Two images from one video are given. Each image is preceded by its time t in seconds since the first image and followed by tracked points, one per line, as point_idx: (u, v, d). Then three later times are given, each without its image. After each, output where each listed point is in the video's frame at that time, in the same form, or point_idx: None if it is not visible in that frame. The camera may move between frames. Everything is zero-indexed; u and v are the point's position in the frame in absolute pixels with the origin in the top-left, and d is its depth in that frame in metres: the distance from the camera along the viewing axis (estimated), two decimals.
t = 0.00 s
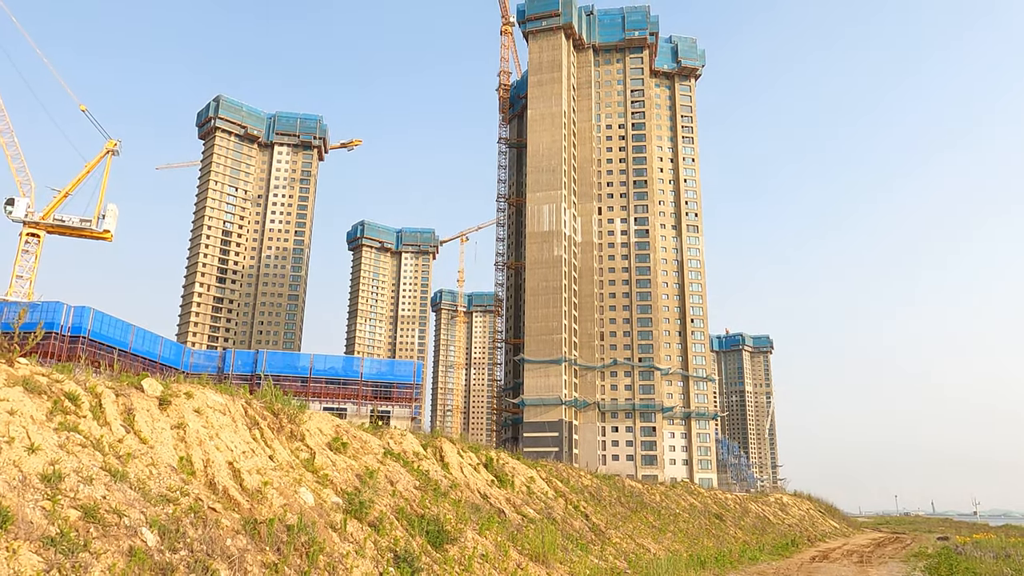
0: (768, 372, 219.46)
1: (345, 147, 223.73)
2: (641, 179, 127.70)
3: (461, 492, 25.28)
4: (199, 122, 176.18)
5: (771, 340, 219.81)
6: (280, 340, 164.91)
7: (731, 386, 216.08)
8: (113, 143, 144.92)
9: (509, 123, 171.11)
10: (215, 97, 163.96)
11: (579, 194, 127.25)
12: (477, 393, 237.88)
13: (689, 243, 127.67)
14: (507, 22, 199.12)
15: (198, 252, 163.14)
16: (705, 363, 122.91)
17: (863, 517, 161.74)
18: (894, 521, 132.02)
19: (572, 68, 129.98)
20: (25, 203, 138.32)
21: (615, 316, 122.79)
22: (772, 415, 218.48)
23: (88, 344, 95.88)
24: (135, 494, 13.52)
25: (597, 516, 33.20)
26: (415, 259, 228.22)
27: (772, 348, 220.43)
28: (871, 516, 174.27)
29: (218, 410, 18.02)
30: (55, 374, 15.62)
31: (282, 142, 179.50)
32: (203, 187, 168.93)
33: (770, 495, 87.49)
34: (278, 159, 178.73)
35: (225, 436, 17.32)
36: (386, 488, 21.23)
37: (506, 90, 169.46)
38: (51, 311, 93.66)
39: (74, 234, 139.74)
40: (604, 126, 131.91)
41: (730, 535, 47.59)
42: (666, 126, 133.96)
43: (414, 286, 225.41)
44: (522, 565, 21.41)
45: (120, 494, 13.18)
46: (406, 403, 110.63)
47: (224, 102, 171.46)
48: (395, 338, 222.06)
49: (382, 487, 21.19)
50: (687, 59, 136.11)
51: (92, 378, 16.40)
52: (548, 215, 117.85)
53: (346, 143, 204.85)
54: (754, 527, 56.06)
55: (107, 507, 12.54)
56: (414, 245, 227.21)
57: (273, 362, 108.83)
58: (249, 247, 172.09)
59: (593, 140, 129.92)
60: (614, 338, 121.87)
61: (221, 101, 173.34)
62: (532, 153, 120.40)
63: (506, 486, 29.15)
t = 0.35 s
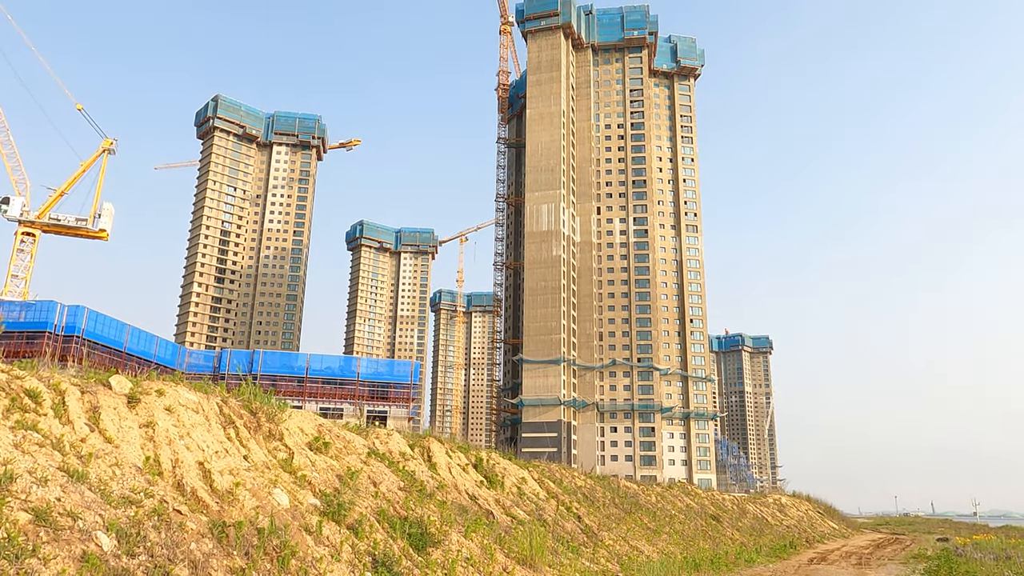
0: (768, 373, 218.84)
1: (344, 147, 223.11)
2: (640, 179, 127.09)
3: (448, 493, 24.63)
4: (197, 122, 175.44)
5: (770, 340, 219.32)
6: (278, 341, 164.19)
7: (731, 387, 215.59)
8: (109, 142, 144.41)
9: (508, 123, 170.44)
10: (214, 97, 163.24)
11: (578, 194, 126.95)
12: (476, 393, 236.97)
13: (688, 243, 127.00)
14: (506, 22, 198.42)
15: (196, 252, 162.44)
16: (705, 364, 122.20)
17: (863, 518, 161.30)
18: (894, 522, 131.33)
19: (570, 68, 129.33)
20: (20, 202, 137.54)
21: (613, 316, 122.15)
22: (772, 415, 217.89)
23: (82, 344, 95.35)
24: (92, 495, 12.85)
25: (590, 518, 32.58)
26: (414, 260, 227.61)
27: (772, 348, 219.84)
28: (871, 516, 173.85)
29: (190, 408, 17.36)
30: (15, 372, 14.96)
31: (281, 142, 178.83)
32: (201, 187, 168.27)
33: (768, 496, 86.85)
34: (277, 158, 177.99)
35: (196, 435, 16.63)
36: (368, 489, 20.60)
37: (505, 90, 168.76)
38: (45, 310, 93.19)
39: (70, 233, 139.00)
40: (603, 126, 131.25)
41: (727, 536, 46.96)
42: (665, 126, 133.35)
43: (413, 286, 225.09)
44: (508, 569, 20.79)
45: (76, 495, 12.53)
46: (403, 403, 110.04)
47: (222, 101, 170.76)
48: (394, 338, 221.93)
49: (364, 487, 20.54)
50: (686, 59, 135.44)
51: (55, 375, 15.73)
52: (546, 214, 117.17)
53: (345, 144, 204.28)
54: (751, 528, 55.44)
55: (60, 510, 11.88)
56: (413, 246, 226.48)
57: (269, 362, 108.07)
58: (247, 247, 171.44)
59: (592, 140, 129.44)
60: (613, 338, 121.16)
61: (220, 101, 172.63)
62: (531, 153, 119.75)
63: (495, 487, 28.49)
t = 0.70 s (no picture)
0: (770, 372, 218.08)
1: (345, 146, 222.52)
2: (641, 178, 126.42)
3: (436, 494, 23.98)
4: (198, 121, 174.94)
5: (772, 340, 218.54)
6: (279, 340, 163.73)
7: (732, 387, 214.81)
8: (108, 140, 143.99)
9: (509, 122, 169.77)
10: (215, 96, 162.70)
11: (579, 193, 126.42)
12: (477, 393, 236.31)
13: (689, 242, 126.24)
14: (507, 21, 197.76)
15: (197, 251, 161.97)
16: (706, 363, 121.47)
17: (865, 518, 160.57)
18: (896, 523, 130.27)
19: (571, 66, 128.68)
20: (19, 200, 137.09)
21: (615, 316, 121.48)
22: (774, 414, 217.06)
23: (79, 342, 94.71)
24: (48, 495, 12.22)
25: (584, 518, 31.95)
26: (414, 259, 227.17)
27: (774, 348, 218.98)
28: (873, 517, 173.10)
29: (163, 404, 16.73)
30: None
31: (282, 141, 178.33)
32: (202, 186, 167.78)
33: (769, 496, 86.19)
34: (278, 158, 177.53)
35: (168, 432, 15.98)
36: (352, 489, 19.95)
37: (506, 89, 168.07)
38: (41, 309, 92.76)
39: (68, 232, 138.55)
40: (604, 125, 130.53)
41: (726, 536, 46.31)
42: (666, 125, 132.57)
43: (414, 285, 224.70)
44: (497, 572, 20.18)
45: (31, 496, 11.91)
46: (402, 402, 109.50)
47: (223, 100, 170.26)
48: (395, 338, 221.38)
49: (348, 487, 19.91)
50: (687, 57, 134.67)
51: (20, 370, 15.09)
52: (547, 214, 116.55)
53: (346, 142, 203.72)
54: (750, 529, 54.68)
55: (10, 511, 11.27)
56: (414, 245, 225.94)
57: (268, 361, 107.56)
58: (249, 246, 170.95)
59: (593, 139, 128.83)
60: (614, 337, 120.52)
61: (220, 100, 172.21)
62: (532, 152, 119.12)
63: (486, 486, 27.83)
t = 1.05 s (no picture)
0: (773, 375, 217.08)
1: (347, 148, 222.20)
2: (644, 180, 125.63)
3: (429, 494, 23.33)
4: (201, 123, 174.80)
5: (775, 343, 217.46)
6: (281, 342, 163.16)
7: (736, 390, 213.58)
8: (109, 141, 143.89)
9: (512, 124, 169.24)
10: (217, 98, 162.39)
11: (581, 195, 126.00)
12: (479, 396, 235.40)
13: (692, 244, 125.34)
14: (510, 23, 197.37)
15: (199, 253, 161.62)
16: (709, 365, 120.33)
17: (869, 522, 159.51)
18: (900, 527, 129.11)
19: (574, 68, 128.17)
20: (19, 201, 136.83)
21: (617, 318, 120.69)
22: (777, 417, 215.98)
23: (77, 343, 94.29)
24: (10, 493, 11.58)
25: (583, 520, 31.28)
26: (417, 261, 226.85)
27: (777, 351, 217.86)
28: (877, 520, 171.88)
29: (142, 400, 16.10)
30: None
31: (284, 143, 178.03)
32: (205, 188, 167.47)
33: (771, 499, 85.28)
34: (280, 160, 177.33)
35: (145, 429, 15.35)
36: (340, 490, 19.31)
37: (508, 91, 167.59)
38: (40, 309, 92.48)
39: (69, 233, 138.20)
40: (607, 127, 129.87)
41: (728, 540, 45.47)
42: (669, 127, 131.87)
43: (417, 287, 224.48)
44: None
45: None
46: (403, 404, 108.82)
47: (226, 102, 169.98)
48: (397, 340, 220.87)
49: (336, 486, 19.27)
50: (690, 59, 133.93)
51: None
52: (550, 216, 115.94)
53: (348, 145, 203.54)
54: (753, 532, 53.89)
55: None
56: (416, 247, 225.48)
57: (268, 362, 107.20)
58: (251, 248, 170.44)
59: (595, 141, 128.35)
60: (617, 340, 119.77)
61: (223, 102, 172.05)
62: (534, 154, 118.53)
63: (482, 487, 27.18)
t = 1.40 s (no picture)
0: (777, 379, 216.14)
1: (351, 151, 221.93)
2: (647, 183, 124.85)
3: (422, 500, 22.64)
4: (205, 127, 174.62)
5: (779, 346, 216.42)
6: (284, 345, 162.53)
7: (739, 393, 212.50)
8: (110, 143, 143.80)
9: (514, 127, 168.73)
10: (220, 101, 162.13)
11: (584, 198, 125.61)
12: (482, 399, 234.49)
13: (696, 247, 124.44)
14: (513, 26, 196.94)
15: (202, 256, 161.21)
16: (712, 369, 119.34)
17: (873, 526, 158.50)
18: (906, 531, 128.00)
19: (576, 71, 127.57)
20: (21, 203, 136.58)
21: (620, 321, 119.90)
22: (781, 421, 214.87)
23: (77, 346, 93.81)
24: None
25: (582, 526, 30.61)
26: (420, 264, 226.37)
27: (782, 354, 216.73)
28: (882, 524, 170.80)
29: (119, 402, 15.47)
30: None
31: (287, 146, 177.76)
32: (208, 191, 167.15)
33: (775, 503, 84.41)
34: (283, 163, 177.28)
35: (121, 431, 14.70)
36: (329, 495, 18.66)
37: (511, 94, 167.10)
38: (40, 312, 92.24)
39: (70, 235, 137.88)
40: (610, 129, 129.21)
41: (731, 545, 44.73)
42: (672, 130, 131.10)
43: (420, 290, 224.09)
44: None
45: None
46: (405, 407, 108.03)
47: (229, 105, 169.66)
48: (400, 343, 220.36)
49: (323, 492, 18.59)
50: (693, 61, 133.23)
51: None
52: (553, 218, 115.29)
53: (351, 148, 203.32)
54: (757, 537, 53.20)
55: None
56: (419, 250, 224.96)
57: (269, 366, 106.80)
58: (254, 251, 169.93)
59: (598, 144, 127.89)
60: (620, 343, 118.90)
61: (227, 105, 171.59)
62: (537, 156, 117.92)
63: (477, 492, 26.48)
